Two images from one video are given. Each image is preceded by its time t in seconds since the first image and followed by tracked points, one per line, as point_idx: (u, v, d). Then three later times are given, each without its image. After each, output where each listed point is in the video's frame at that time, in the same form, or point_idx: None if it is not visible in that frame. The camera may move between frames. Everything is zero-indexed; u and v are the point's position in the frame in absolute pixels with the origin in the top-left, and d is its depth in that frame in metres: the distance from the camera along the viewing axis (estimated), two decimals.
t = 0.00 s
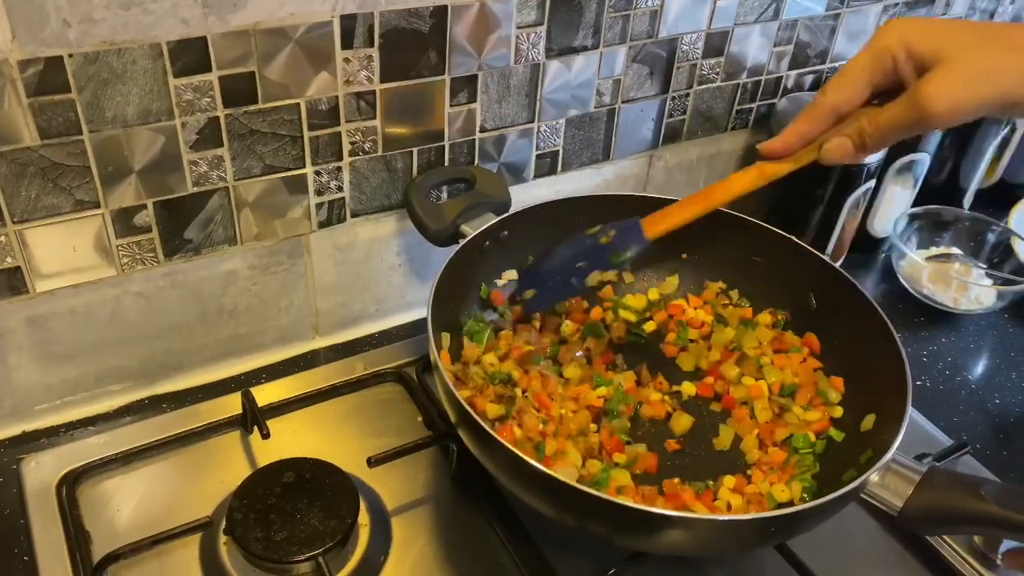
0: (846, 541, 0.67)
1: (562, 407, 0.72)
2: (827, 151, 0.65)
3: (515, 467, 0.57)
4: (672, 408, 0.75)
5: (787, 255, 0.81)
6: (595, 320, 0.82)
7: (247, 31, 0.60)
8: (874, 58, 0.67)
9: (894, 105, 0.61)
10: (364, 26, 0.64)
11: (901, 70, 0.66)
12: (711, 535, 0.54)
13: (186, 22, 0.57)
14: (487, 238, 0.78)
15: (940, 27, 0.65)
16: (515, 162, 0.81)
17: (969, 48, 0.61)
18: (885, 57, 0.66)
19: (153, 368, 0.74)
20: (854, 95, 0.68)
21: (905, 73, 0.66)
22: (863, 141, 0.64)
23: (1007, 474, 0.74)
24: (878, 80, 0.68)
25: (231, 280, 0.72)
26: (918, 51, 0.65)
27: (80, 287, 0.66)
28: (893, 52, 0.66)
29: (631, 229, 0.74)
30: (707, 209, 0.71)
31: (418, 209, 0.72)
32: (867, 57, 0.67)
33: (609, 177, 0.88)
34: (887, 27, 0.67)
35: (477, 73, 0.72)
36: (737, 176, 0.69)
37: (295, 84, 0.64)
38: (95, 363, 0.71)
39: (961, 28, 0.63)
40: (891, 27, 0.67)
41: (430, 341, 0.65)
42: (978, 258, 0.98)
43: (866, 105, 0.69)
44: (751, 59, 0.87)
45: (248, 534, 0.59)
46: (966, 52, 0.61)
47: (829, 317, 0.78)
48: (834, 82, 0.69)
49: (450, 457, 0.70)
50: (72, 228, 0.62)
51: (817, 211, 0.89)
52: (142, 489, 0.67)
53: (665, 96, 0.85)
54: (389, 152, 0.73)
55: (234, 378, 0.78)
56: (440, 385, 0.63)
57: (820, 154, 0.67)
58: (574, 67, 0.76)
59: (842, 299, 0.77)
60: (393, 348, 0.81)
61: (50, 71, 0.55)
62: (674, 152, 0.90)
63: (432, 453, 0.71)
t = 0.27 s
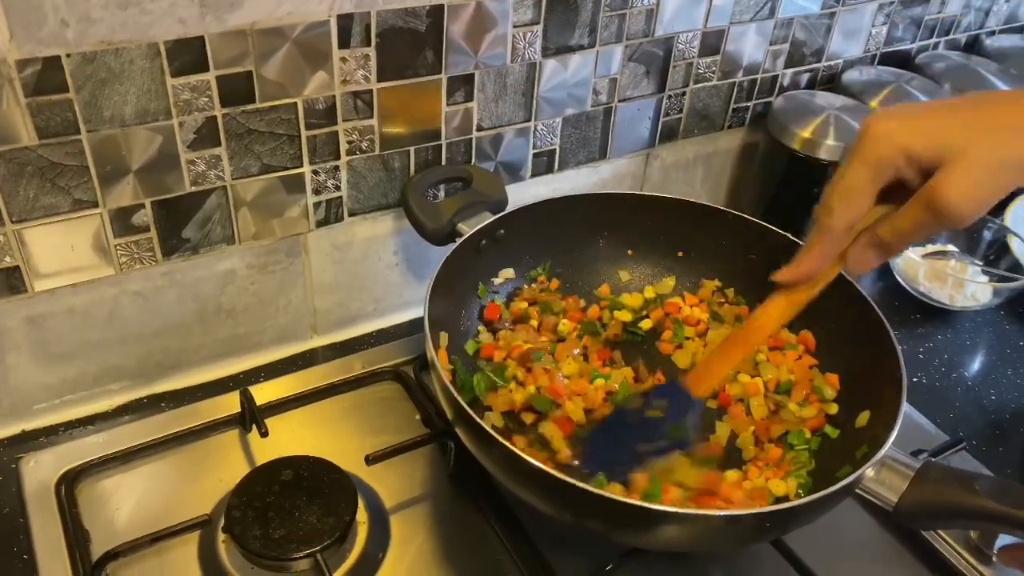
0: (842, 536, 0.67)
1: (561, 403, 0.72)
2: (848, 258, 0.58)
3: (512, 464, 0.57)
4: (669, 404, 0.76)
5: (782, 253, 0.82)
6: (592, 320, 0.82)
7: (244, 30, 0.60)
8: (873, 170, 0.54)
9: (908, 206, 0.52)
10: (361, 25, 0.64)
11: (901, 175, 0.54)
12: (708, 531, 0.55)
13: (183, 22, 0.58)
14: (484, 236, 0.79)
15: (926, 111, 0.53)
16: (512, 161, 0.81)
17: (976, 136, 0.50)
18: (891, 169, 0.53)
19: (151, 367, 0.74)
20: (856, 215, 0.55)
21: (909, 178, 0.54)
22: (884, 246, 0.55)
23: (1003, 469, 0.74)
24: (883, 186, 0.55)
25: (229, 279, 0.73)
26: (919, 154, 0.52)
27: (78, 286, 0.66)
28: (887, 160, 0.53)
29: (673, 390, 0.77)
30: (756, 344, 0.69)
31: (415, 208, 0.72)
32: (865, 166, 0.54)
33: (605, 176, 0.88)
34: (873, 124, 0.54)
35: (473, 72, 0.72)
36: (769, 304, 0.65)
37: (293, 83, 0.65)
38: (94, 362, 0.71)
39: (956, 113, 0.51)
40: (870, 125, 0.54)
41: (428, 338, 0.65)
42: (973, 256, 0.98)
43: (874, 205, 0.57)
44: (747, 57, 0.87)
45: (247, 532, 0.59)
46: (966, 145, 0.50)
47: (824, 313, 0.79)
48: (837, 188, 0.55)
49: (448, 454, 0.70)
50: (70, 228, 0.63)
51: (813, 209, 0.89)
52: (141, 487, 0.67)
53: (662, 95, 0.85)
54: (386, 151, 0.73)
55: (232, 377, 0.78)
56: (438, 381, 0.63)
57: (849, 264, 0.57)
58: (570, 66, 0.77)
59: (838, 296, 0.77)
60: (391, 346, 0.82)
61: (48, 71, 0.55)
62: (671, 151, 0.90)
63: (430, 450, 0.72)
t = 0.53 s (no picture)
0: (836, 536, 0.67)
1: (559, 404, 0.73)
2: (845, 108, 0.64)
3: (509, 465, 0.58)
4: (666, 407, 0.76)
5: (777, 254, 0.82)
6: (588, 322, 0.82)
7: (241, 37, 0.61)
8: (875, 22, 0.63)
9: (903, 62, 0.59)
10: (358, 31, 0.65)
11: (904, 26, 0.62)
12: (703, 531, 0.55)
13: (181, 28, 0.58)
14: (481, 239, 0.79)
15: None
16: (509, 164, 0.81)
17: None
18: (893, 21, 0.62)
19: (150, 370, 0.74)
20: (863, 55, 0.64)
21: (910, 31, 0.63)
22: (878, 93, 0.62)
23: (997, 469, 0.75)
24: (886, 37, 0.64)
25: (228, 282, 0.73)
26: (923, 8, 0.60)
27: (78, 290, 0.66)
28: (899, 15, 0.62)
29: (678, 210, 0.75)
30: (745, 182, 0.70)
31: (411, 211, 0.73)
32: (870, 14, 0.63)
33: (602, 178, 0.89)
34: None
35: (469, 76, 0.73)
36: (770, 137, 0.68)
37: (290, 88, 0.65)
38: (93, 366, 0.71)
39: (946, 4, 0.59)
40: None
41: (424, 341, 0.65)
42: (968, 256, 0.98)
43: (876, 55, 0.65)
44: (742, 60, 0.88)
45: (246, 534, 0.59)
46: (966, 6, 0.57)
47: (818, 314, 0.79)
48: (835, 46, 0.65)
49: (446, 456, 0.71)
50: (69, 233, 0.63)
51: (808, 211, 0.90)
52: (140, 490, 0.68)
53: (657, 97, 0.85)
54: (383, 155, 0.74)
55: (231, 380, 0.78)
56: (434, 385, 0.63)
57: (844, 110, 0.64)
58: (566, 70, 0.77)
59: (833, 296, 0.78)
60: (388, 348, 0.82)
61: (47, 78, 0.56)
62: (666, 153, 0.91)
63: (427, 452, 0.72)
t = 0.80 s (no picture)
0: (829, 534, 0.68)
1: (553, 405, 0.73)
2: (857, 241, 0.54)
3: (503, 465, 0.59)
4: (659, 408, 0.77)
5: (769, 255, 0.83)
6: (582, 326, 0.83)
7: (236, 42, 0.61)
8: (878, 157, 0.51)
9: (914, 184, 0.50)
10: (351, 36, 0.65)
11: (903, 157, 0.51)
12: (696, 529, 0.56)
13: (176, 34, 0.59)
14: (476, 241, 0.80)
15: (928, 93, 0.51)
16: (503, 166, 0.82)
17: (976, 118, 0.49)
18: (895, 150, 0.50)
19: (148, 373, 0.75)
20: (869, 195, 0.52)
21: (912, 160, 0.52)
22: (890, 222, 0.52)
23: (989, 467, 0.75)
24: (887, 168, 0.52)
25: (224, 286, 0.74)
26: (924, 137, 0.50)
27: (75, 295, 0.67)
28: (896, 144, 0.50)
29: (707, 388, 0.69)
30: (780, 339, 0.63)
31: (406, 214, 0.73)
32: (872, 150, 0.51)
33: (596, 180, 0.89)
34: (875, 108, 0.51)
35: (463, 79, 0.73)
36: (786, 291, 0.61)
37: (285, 93, 0.66)
38: (91, 370, 0.72)
39: (948, 97, 0.50)
40: (870, 108, 0.52)
41: (419, 343, 0.66)
42: (960, 255, 0.99)
43: (883, 185, 0.53)
44: (734, 62, 0.89)
45: (243, 535, 0.60)
46: (964, 127, 0.49)
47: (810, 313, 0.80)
48: (837, 179, 0.52)
49: (442, 457, 0.71)
50: (66, 238, 0.64)
51: (801, 211, 0.90)
52: (139, 492, 0.68)
53: (650, 99, 0.86)
54: (378, 159, 0.74)
55: (229, 383, 0.79)
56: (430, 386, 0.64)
57: (857, 243, 0.54)
58: (559, 73, 0.78)
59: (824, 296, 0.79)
60: (385, 351, 0.83)
61: (43, 84, 0.56)
62: (660, 155, 0.91)
63: (424, 453, 0.73)
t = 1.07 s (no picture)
0: (814, 531, 0.69)
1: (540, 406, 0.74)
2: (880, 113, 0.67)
3: (491, 465, 0.60)
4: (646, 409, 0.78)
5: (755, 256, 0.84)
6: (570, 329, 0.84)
7: (226, 51, 0.62)
8: (900, 43, 0.63)
9: (935, 77, 0.63)
10: (340, 44, 0.66)
11: (926, 44, 0.63)
12: (680, 526, 0.57)
13: (167, 44, 0.60)
14: (466, 244, 0.81)
15: None
16: (492, 170, 0.83)
17: (1004, 6, 0.58)
18: (917, 39, 0.62)
19: (143, 378, 0.76)
20: (894, 71, 0.64)
21: (935, 47, 0.63)
22: (909, 100, 0.68)
23: (973, 463, 0.76)
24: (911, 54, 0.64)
25: (217, 290, 0.75)
26: (947, 29, 0.61)
27: (70, 300, 0.68)
28: (919, 32, 0.62)
29: (727, 224, 0.78)
30: (793, 191, 0.72)
31: (396, 218, 0.74)
32: (895, 36, 0.63)
33: (585, 184, 0.90)
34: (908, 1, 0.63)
35: (451, 85, 0.74)
36: (808, 152, 0.71)
37: (275, 100, 0.67)
38: (86, 374, 0.73)
39: None
40: None
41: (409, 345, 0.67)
42: (946, 255, 1.00)
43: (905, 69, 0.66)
44: (720, 65, 0.90)
45: (236, 536, 0.61)
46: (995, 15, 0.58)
47: (794, 312, 0.81)
48: (862, 60, 0.65)
49: (432, 458, 0.72)
50: (60, 244, 0.65)
51: (787, 213, 0.91)
52: (133, 495, 0.69)
53: (637, 103, 0.87)
54: (368, 164, 0.75)
55: (222, 386, 0.80)
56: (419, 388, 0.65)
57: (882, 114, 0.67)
58: (547, 78, 0.79)
59: (808, 296, 0.80)
60: (377, 353, 0.84)
61: (36, 94, 0.57)
62: (648, 158, 0.93)
63: (415, 453, 0.74)
